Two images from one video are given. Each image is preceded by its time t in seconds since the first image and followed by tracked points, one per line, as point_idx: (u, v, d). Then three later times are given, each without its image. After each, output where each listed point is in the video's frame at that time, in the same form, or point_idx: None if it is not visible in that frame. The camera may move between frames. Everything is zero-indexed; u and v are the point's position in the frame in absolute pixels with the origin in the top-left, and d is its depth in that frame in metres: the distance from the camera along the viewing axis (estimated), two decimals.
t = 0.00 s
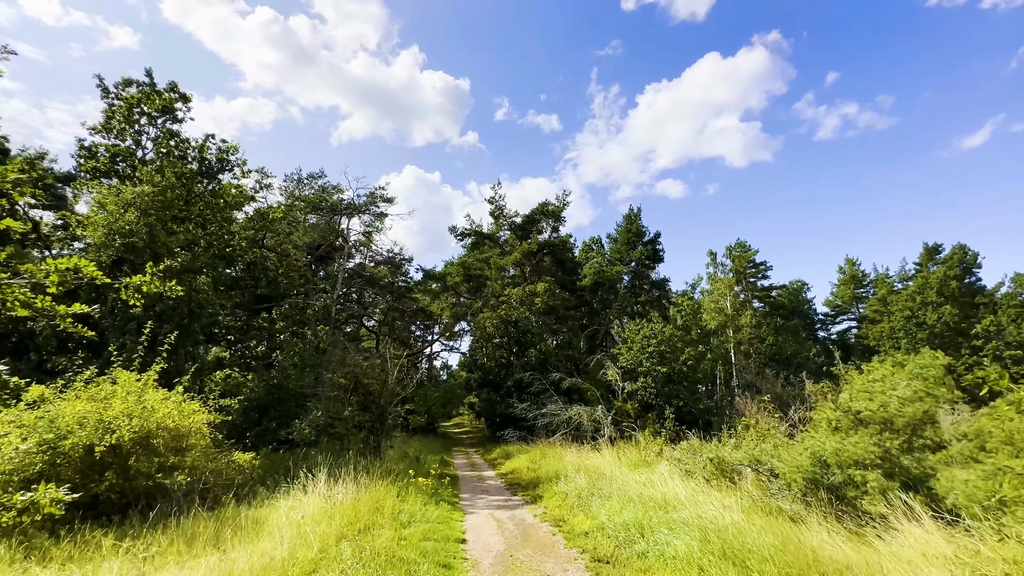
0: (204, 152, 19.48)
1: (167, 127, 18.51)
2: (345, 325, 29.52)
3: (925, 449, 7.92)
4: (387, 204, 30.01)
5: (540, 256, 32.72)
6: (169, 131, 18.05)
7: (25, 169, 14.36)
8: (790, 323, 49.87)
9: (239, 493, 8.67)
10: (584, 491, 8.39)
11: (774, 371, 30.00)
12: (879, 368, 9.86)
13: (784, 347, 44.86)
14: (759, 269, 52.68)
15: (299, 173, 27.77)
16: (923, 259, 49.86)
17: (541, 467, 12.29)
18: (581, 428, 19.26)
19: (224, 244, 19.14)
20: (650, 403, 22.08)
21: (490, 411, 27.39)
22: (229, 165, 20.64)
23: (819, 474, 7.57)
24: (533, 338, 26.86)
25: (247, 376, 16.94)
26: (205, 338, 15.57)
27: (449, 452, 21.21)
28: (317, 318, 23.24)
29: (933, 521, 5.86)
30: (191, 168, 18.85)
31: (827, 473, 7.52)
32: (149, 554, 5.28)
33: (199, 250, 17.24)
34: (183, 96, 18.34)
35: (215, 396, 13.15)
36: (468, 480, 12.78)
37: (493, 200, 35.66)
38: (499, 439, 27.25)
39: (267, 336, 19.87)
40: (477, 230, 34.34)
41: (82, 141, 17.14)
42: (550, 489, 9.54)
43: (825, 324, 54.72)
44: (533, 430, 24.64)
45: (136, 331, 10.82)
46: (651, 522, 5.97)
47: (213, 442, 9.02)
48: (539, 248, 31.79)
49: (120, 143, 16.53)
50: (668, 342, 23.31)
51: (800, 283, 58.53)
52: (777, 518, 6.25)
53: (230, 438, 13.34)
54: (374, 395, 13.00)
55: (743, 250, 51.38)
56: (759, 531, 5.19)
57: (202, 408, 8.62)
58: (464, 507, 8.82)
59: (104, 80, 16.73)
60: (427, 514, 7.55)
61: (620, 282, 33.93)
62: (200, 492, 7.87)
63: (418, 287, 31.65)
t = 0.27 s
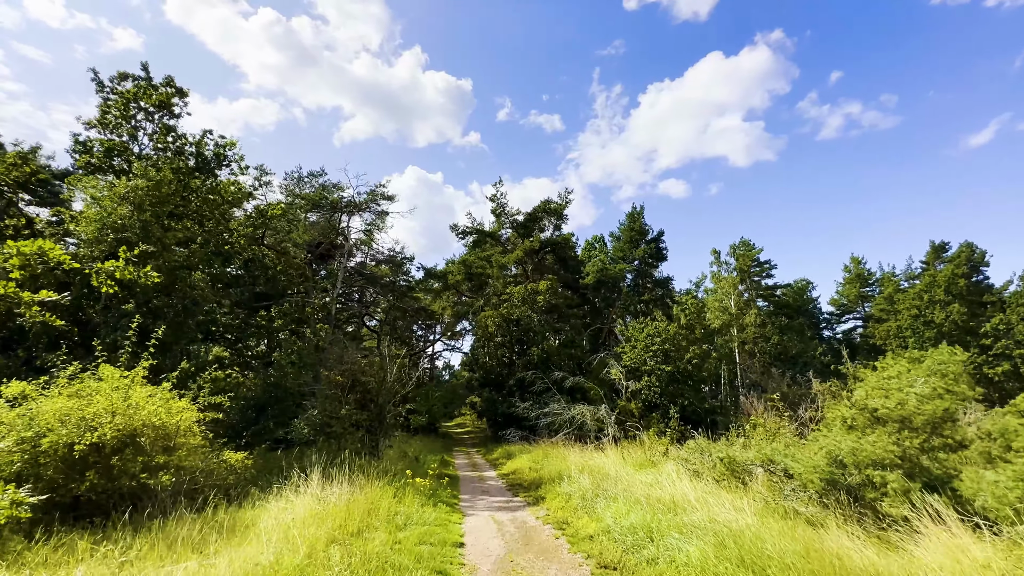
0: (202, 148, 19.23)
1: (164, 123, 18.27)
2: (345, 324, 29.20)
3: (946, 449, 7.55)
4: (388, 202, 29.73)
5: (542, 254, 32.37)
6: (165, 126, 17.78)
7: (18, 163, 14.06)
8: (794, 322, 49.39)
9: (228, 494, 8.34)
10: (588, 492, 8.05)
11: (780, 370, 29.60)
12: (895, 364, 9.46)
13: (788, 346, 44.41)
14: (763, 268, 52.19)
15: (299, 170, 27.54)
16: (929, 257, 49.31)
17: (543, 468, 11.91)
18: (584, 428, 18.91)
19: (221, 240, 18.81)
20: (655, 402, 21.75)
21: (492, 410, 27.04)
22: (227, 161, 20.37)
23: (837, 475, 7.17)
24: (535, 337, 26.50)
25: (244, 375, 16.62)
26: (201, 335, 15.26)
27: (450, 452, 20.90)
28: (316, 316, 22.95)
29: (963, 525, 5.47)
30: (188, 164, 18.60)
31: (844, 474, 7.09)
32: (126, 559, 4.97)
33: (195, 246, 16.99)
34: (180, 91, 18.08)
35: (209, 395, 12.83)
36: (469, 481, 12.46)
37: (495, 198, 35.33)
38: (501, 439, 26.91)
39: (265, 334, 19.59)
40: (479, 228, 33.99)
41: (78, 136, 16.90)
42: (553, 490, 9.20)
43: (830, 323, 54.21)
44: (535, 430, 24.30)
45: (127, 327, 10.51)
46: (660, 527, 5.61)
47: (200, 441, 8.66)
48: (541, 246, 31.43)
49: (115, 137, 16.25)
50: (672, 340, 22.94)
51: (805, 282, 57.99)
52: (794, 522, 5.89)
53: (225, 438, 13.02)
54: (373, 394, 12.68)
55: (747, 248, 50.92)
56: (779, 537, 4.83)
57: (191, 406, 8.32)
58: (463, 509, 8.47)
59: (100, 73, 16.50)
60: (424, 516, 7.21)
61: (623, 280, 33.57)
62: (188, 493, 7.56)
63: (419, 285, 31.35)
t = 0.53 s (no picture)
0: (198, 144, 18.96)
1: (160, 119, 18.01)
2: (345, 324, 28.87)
3: (971, 452, 7.15)
4: (388, 200, 29.41)
5: (545, 253, 31.97)
6: (161, 122, 17.52)
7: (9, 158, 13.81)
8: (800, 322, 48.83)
9: (216, 499, 7.99)
10: (592, 497, 7.67)
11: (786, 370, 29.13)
12: (913, 363, 9.05)
13: (794, 346, 43.86)
14: (767, 267, 51.66)
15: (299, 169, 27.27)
16: (936, 256, 48.71)
17: (545, 470, 11.54)
18: (587, 429, 18.53)
19: (218, 238, 18.52)
20: (659, 402, 21.38)
21: (494, 411, 26.64)
22: (224, 158, 20.11)
23: (857, 480, 6.78)
24: (537, 336, 26.13)
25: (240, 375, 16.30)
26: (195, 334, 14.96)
27: (451, 453, 20.52)
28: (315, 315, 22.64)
29: (999, 534, 5.08)
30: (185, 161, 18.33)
31: (864, 478, 6.70)
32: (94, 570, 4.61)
33: (191, 244, 16.71)
34: (176, 86, 17.81)
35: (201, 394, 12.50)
36: (469, 483, 12.10)
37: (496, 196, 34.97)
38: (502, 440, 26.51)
39: (263, 334, 19.28)
40: (480, 227, 33.63)
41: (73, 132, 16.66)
42: (555, 494, 8.82)
43: (836, 323, 53.59)
44: (538, 431, 23.89)
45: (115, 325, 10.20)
46: (672, 536, 5.22)
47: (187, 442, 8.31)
48: (544, 244, 31.03)
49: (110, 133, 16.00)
50: (677, 340, 22.54)
51: (810, 282, 57.39)
52: (814, 531, 5.49)
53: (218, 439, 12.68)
54: (370, 394, 12.33)
55: (751, 247, 50.39)
56: (804, 550, 4.44)
57: (179, 406, 8.00)
58: (461, 514, 8.12)
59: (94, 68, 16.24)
60: (419, 522, 6.85)
61: (626, 279, 33.15)
62: (173, 498, 7.23)
63: (420, 285, 31.00)
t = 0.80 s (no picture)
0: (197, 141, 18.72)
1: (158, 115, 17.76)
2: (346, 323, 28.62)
3: (1000, 454, 6.79)
4: (390, 198, 29.11)
5: (548, 251, 31.60)
6: (158, 118, 17.23)
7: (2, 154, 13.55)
8: (806, 321, 48.28)
9: (207, 503, 7.69)
10: (598, 501, 7.32)
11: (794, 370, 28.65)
12: (934, 361, 8.65)
13: (800, 346, 43.35)
14: (773, 265, 51.11)
15: (300, 167, 27.03)
16: (945, 254, 48.06)
17: (549, 473, 11.18)
18: (592, 429, 18.16)
19: (216, 236, 18.25)
20: (665, 402, 21.01)
21: (496, 411, 26.26)
22: (223, 155, 19.83)
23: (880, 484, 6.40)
24: (541, 336, 25.78)
25: (238, 374, 16.03)
26: (192, 333, 14.68)
27: (453, 454, 20.18)
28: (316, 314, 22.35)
29: None
30: (184, 158, 18.08)
31: (888, 482, 6.31)
32: None
33: (189, 242, 16.42)
34: (173, 82, 17.53)
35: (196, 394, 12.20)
36: (470, 486, 11.79)
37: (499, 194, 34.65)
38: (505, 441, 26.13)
39: (261, 333, 19.00)
40: (483, 226, 33.27)
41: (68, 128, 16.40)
42: (560, 497, 8.48)
43: (842, 322, 52.99)
44: (541, 431, 23.52)
45: (106, 323, 9.90)
46: (687, 546, 4.87)
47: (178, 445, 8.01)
48: (547, 243, 30.64)
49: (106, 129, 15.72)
50: (683, 339, 22.15)
51: (815, 281, 56.82)
52: (841, 542, 5.08)
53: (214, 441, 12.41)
54: (369, 394, 12.03)
55: (756, 246, 49.91)
56: (833, 563, 4.10)
57: (169, 407, 7.69)
58: (462, 519, 7.77)
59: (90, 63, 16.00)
60: (417, 528, 6.52)
61: (630, 278, 32.76)
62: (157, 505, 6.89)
63: (422, 284, 30.68)
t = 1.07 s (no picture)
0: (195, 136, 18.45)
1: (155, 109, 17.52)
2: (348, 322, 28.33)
3: None
4: (391, 195, 28.81)
5: (551, 249, 31.22)
6: (155, 112, 16.98)
7: None
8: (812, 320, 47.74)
9: (197, 504, 7.39)
10: (605, 503, 6.97)
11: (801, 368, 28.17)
12: (958, 356, 8.24)
13: (806, 345, 42.82)
14: (778, 264, 50.56)
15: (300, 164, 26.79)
16: (953, 252, 47.38)
17: (554, 473, 10.80)
18: (596, 429, 17.80)
19: (214, 232, 18.00)
20: (671, 402, 20.62)
21: (499, 411, 25.88)
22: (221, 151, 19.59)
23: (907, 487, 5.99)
24: (544, 334, 25.43)
25: (237, 373, 15.75)
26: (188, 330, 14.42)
27: (454, 454, 19.86)
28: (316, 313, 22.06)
29: None
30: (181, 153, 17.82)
31: (916, 484, 5.89)
32: None
33: (186, 238, 16.17)
34: (170, 76, 17.28)
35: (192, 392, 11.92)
36: (472, 487, 11.45)
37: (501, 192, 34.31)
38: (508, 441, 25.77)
39: (260, 331, 18.71)
40: (485, 223, 32.90)
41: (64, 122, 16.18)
42: (565, 498, 8.13)
43: (849, 321, 52.39)
44: (544, 431, 23.16)
45: (97, 319, 9.63)
46: (704, 553, 4.52)
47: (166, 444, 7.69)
48: (550, 240, 30.27)
49: (101, 123, 15.48)
50: (688, 337, 21.75)
51: (821, 279, 56.19)
52: (870, 550, 4.71)
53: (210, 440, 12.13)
54: (368, 393, 11.70)
55: (761, 244, 49.40)
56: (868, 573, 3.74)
57: (156, 405, 7.38)
58: (462, 522, 7.40)
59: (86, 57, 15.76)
60: (414, 532, 6.18)
61: (634, 276, 32.34)
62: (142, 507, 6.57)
63: (424, 282, 30.35)
